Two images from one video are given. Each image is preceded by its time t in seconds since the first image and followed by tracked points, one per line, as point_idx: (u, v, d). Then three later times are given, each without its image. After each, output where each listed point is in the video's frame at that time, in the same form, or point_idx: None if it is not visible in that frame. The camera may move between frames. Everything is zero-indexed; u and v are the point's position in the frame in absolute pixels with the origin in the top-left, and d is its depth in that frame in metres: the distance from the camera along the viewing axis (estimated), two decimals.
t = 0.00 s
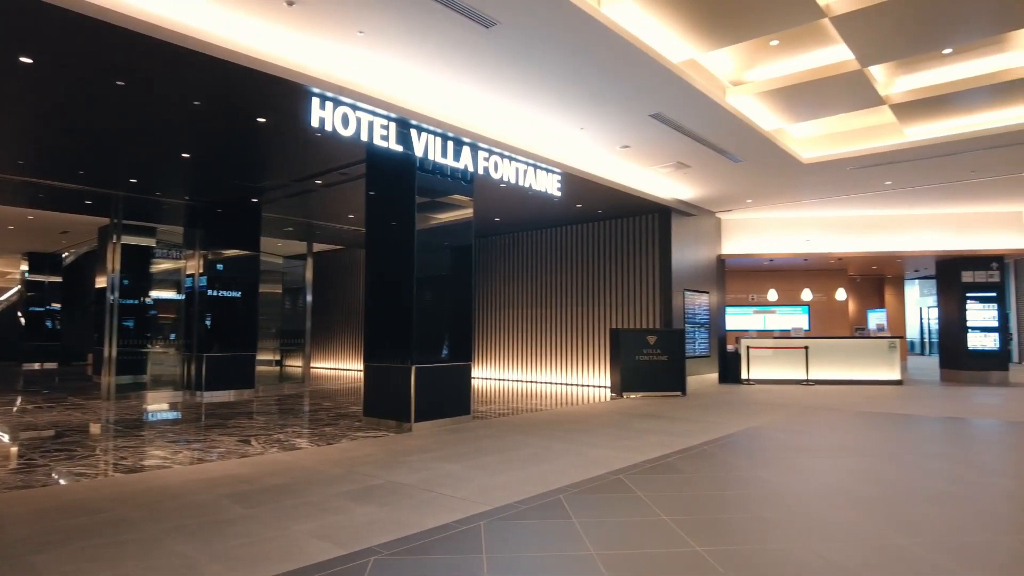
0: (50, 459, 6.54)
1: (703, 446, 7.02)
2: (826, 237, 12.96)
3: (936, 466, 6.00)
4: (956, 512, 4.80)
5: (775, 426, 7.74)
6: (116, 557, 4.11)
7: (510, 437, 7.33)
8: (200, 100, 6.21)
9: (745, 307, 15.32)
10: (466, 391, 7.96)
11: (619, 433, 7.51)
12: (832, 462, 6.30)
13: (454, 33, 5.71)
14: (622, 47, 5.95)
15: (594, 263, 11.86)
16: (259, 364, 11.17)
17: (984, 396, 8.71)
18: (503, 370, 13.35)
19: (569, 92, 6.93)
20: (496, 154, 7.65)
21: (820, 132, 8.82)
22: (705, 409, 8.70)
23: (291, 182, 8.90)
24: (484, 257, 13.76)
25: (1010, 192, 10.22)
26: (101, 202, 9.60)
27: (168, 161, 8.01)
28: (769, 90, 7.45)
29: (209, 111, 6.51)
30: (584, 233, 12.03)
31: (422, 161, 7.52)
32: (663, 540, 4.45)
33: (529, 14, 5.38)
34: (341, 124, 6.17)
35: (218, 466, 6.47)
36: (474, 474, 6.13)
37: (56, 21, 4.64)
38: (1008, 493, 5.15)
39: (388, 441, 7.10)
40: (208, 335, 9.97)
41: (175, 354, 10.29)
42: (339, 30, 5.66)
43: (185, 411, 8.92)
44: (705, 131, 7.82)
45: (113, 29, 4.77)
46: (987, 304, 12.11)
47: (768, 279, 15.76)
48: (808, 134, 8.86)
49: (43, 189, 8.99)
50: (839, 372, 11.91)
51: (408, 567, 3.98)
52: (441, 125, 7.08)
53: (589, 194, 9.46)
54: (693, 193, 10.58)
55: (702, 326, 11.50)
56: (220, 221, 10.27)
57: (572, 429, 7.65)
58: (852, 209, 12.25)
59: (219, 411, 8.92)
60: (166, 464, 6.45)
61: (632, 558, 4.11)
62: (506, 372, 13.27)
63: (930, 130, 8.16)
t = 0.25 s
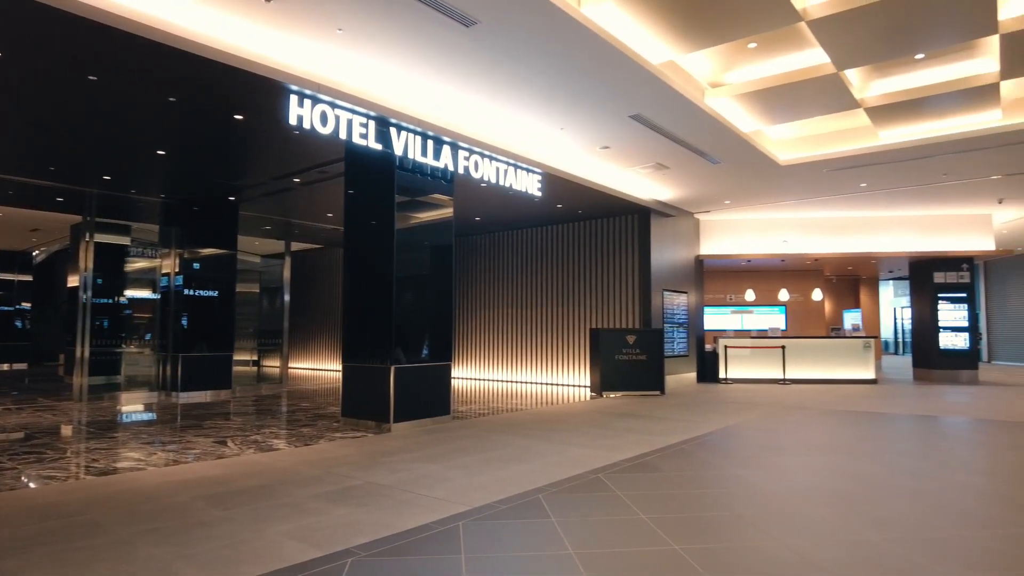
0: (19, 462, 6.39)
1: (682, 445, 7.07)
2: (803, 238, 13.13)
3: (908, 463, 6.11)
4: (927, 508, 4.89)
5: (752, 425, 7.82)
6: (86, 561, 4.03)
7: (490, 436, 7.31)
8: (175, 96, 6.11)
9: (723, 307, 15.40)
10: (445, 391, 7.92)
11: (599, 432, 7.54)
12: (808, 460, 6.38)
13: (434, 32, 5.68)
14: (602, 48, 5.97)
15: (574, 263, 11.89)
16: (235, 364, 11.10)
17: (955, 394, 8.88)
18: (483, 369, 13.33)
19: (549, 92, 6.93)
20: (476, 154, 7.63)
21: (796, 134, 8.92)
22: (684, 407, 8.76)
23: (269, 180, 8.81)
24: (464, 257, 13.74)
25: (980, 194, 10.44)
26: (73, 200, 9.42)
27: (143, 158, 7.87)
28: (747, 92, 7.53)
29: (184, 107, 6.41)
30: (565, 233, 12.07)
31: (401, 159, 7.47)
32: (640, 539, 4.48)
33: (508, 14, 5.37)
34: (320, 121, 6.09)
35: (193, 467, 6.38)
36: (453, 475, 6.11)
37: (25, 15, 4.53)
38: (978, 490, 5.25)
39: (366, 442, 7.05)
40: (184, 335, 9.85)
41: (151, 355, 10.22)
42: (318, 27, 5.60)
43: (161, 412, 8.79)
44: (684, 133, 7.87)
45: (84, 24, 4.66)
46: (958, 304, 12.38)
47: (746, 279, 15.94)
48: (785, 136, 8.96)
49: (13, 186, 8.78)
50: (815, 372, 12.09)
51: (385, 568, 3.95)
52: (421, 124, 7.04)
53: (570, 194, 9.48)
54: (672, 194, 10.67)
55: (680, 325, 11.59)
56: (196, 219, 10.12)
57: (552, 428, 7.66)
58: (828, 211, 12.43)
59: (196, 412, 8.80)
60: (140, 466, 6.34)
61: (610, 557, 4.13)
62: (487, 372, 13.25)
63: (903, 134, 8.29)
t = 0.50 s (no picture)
0: None
1: (661, 443, 7.12)
2: (782, 239, 13.29)
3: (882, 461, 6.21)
4: (900, 505, 4.97)
5: (730, 423, 7.90)
6: (56, 565, 3.95)
7: (469, 436, 7.30)
8: (151, 92, 6.01)
9: (701, 307, 15.35)
10: (426, 391, 7.89)
11: (579, 431, 7.56)
12: (784, 458, 6.46)
13: (413, 31, 5.66)
14: (583, 48, 5.98)
15: (556, 263, 11.91)
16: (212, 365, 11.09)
17: (928, 393, 9.05)
18: (464, 370, 13.31)
19: (529, 92, 6.93)
20: (457, 153, 7.61)
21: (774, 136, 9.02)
22: (663, 406, 8.82)
23: (247, 178, 8.71)
24: (445, 256, 13.70)
25: (951, 197, 10.65)
26: (44, 197, 9.24)
27: (118, 155, 7.74)
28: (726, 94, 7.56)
29: (160, 104, 6.31)
30: (546, 233, 12.08)
31: (382, 158, 7.42)
32: (619, 538, 4.50)
33: (489, 14, 5.36)
34: (298, 119, 6.01)
35: (168, 469, 6.28)
36: (432, 475, 6.09)
37: None
38: (949, 487, 5.35)
39: (345, 443, 6.99)
40: (159, 335, 9.70)
41: (126, 355, 10.04)
42: (296, 24, 5.53)
43: (136, 413, 8.66)
44: (664, 134, 7.91)
45: (56, 18, 4.56)
46: (930, 304, 12.58)
47: (724, 279, 16.17)
48: (763, 138, 9.06)
49: None
50: (792, 371, 12.24)
51: (363, 569, 3.93)
52: (401, 122, 6.99)
53: (551, 194, 9.50)
54: (651, 195, 10.74)
55: (660, 325, 11.67)
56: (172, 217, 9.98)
57: (532, 428, 7.67)
58: (805, 212, 12.60)
59: (172, 412, 8.68)
60: (114, 468, 6.23)
61: (589, 556, 4.14)
62: (467, 372, 13.23)
63: (878, 137, 8.42)
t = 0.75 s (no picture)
0: None
1: (640, 442, 7.16)
2: (761, 240, 13.43)
3: (858, 458, 6.31)
4: (874, 502, 5.05)
5: (708, 422, 7.97)
6: (26, 570, 3.86)
7: (449, 436, 7.28)
8: (125, 87, 5.90)
9: (681, 307, 15.47)
10: (406, 391, 7.85)
11: (559, 431, 7.57)
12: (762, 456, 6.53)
13: (394, 29, 5.61)
14: (565, 49, 5.98)
15: (537, 262, 11.91)
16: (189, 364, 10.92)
17: (903, 392, 9.20)
18: (445, 370, 13.27)
19: (510, 91, 6.92)
20: (438, 152, 7.58)
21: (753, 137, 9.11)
22: (644, 405, 8.87)
23: (225, 176, 8.61)
24: (427, 256, 13.65)
25: (925, 199, 10.84)
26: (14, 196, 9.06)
27: (92, 151, 7.60)
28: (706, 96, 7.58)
29: (135, 100, 6.20)
30: (527, 233, 12.09)
31: (362, 156, 7.36)
32: (598, 536, 4.51)
33: (471, 12, 5.33)
34: (277, 117, 5.93)
35: (142, 470, 6.18)
36: (412, 475, 6.07)
37: None
38: (922, 483, 5.45)
39: (323, 443, 6.93)
40: (134, 335, 9.54)
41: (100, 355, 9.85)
42: (275, 21, 5.46)
43: (109, 414, 8.50)
44: (645, 135, 7.95)
45: (26, 11, 4.45)
46: (905, 305, 12.77)
47: (704, 279, 16.28)
48: (742, 140, 9.15)
49: None
50: (770, 370, 12.39)
51: (341, 570, 3.90)
52: (381, 120, 6.94)
53: (533, 194, 9.50)
54: (632, 195, 10.80)
55: (640, 324, 11.73)
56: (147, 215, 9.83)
57: (513, 427, 7.66)
58: (782, 214, 12.76)
59: (147, 413, 8.54)
60: (86, 470, 6.12)
61: (568, 555, 4.14)
62: (448, 372, 13.19)
63: (854, 139, 8.54)
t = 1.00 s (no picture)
0: None
1: (619, 441, 7.19)
2: (739, 241, 13.56)
3: (834, 456, 6.39)
4: (849, 499, 5.13)
5: (687, 421, 8.03)
6: None
7: (429, 436, 7.25)
8: (99, 82, 5.79)
9: (660, 307, 15.67)
10: (385, 391, 7.82)
11: (539, 430, 7.58)
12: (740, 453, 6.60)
13: (374, 26, 5.56)
14: (545, 49, 5.98)
15: (519, 262, 11.92)
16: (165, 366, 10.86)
17: (877, 391, 9.35)
18: (426, 370, 13.23)
19: (489, 91, 6.91)
20: (418, 151, 7.58)
21: (731, 139, 9.20)
22: (624, 404, 8.92)
23: (202, 173, 8.50)
24: (408, 255, 13.59)
25: (899, 201, 11.02)
26: None
27: (65, 147, 7.45)
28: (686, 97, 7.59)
29: (109, 95, 6.09)
30: (509, 233, 12.09)
31: (341, 153, 7.35)
32: (576, 535, 4.53)
33: (451, 11, 5.31)
34: (255, 114, 5.90)
35: (115, 472, 6.08)
36: (391, 476, 6.03)
37: None
38: (895, 480, 5.55)
39: (302, 444, 6.87)
40: (109, 335, 9.41)
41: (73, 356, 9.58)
42: (253, 17, 5.39)
43: (83, 415, 8.36)
44: (625, 136, 7.98)
45: None
46: (880, 305, 12.98)
47: (683, 279, 16.36)
48: (721, 141, 9.23)
49: None
50: (748, 370, 12.52)
51: (318, 571, 3.87)
52: (361, 119, 6.89)
53: (514, 194, 9.50)
54: (612, 196, 10.85)
55: (620, 324, 11.80)
56: (122, 213, 9.69)
57: (493, 427, 7.65)
58: (761, 215, 12.90)
59: (121, 414, 8.41)
60: (58, 472, 6.01)
61: (548, 554, 4.16)
62: (429, 372, 13.16)
63: (831, 142, 8.66)
